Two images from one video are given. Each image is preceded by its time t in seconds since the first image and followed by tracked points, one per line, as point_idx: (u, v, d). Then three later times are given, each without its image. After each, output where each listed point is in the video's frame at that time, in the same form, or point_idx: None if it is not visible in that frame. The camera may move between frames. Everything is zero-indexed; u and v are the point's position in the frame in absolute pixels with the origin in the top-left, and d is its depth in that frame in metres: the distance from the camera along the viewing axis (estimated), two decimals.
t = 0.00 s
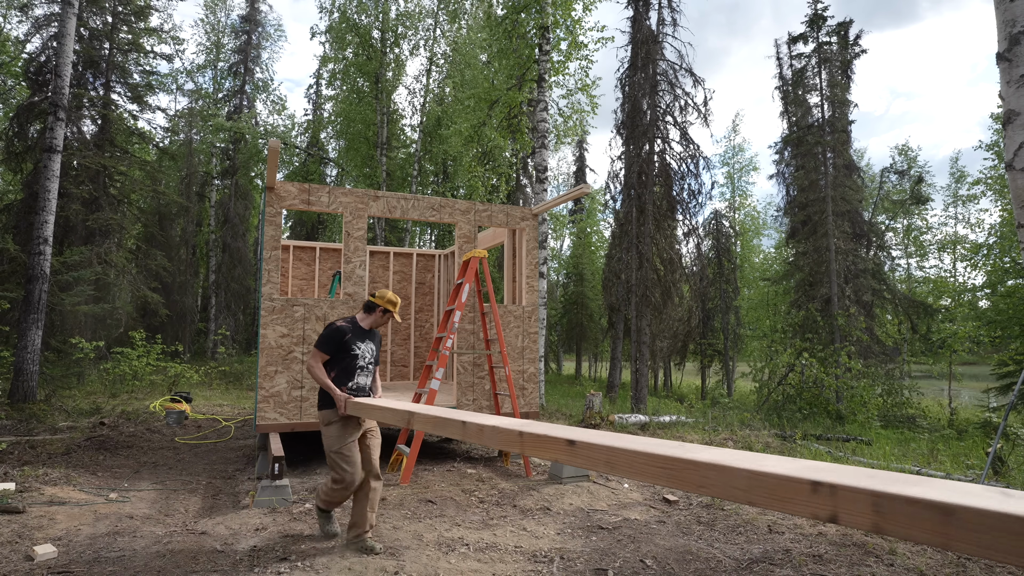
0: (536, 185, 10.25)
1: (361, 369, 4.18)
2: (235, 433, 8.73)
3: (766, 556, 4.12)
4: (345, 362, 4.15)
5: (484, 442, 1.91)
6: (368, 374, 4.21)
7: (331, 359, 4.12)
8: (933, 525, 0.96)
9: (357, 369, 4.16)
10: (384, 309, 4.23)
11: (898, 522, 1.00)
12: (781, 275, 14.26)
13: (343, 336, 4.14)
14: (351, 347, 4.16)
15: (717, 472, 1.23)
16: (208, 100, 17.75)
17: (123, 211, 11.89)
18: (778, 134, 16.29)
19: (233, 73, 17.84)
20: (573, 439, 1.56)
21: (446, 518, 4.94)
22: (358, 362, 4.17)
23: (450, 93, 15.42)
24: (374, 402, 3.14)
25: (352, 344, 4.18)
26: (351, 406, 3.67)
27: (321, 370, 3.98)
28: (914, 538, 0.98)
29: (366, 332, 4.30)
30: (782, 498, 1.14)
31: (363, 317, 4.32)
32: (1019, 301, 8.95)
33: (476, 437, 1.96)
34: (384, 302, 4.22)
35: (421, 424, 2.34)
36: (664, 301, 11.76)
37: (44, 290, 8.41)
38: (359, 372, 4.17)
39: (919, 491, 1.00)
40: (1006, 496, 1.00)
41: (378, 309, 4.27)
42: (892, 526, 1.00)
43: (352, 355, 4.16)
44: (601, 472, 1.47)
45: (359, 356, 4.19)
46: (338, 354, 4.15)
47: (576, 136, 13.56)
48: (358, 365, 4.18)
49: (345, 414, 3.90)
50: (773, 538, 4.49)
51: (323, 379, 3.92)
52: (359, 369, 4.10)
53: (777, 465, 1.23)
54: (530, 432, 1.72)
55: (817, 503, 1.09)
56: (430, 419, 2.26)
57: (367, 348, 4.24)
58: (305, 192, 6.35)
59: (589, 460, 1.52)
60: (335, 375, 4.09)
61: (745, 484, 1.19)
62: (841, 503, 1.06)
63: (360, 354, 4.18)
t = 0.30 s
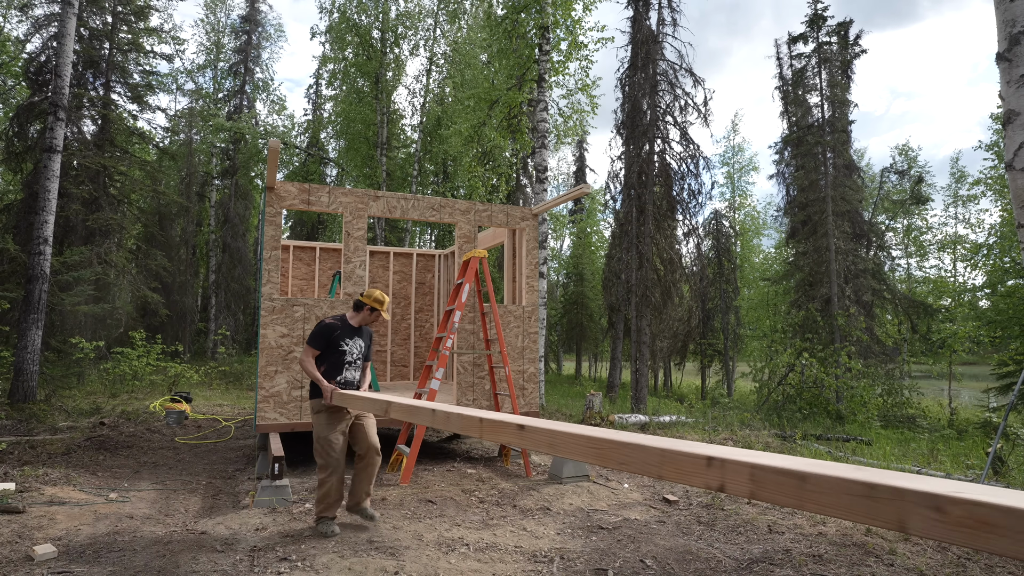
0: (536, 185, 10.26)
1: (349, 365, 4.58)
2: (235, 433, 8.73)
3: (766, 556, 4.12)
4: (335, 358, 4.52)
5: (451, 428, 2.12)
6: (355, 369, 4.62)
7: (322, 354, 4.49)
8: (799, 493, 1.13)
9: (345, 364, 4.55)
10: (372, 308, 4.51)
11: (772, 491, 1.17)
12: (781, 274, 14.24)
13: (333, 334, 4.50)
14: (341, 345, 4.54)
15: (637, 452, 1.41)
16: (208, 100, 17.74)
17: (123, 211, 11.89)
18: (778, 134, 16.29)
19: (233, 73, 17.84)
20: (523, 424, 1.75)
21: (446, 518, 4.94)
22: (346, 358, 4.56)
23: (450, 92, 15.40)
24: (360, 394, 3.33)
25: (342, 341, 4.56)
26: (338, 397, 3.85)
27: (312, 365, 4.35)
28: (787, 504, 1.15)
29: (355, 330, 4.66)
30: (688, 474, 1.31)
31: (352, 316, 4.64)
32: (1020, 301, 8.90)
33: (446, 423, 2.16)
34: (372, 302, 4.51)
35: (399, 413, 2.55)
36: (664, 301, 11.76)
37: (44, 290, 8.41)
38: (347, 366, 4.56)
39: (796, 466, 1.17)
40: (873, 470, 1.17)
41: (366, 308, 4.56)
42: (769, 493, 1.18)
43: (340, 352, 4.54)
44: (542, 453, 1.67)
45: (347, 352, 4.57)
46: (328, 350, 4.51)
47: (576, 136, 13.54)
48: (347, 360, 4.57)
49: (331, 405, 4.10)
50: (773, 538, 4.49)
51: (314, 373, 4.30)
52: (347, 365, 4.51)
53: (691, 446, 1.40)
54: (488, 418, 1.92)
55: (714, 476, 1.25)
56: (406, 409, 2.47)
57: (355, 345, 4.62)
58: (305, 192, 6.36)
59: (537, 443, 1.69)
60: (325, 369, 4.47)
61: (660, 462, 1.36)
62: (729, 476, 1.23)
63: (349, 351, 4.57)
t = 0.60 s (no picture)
0: (536, 185, 10.26)
1: (350, 365, 4.59)
2: (235, 433, 8.73)
3: (766, 556, 4.12)
4: (336, 359, 4.54)
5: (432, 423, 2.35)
6: (356, 369, 4.62)
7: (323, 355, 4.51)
8: (707, 474, 1.33)
9: (345, 365, 4.56)
10: (372, 312, 4.51)
11: (687, 472, 1.36)
12: (781, 274, 14.22)
13: (334, 335, 4.52)
14: (342, 346, 4.55)
15: (582, 440, 1.60)
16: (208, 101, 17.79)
17: (123, 211, 11.89)
18: (778, 134, 16.31)
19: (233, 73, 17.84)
20: (493, 418, 1.94)
21: (446, 518, 4.93)
22: (347, 359, 4.57)
23: (450, 92, 15.38)
24: (357, 392, 3.45)
25: (343, 343, 4.57)
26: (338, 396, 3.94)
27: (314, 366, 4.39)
28: (697, 484, 1.35)
29: (357, 332, 4.65)
30: (622, 460, 1.51)
31: (354, 318, 4.63)
32: (1019, 302, 8.82)
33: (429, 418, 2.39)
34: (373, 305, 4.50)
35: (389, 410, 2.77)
36: (664, 301, 11.76)
37: (44, 290, 8.40)
38: (348, 367, 4.56)
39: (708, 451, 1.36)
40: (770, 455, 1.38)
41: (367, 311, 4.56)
42: (685, 475, 1.37)
43: (341, 353, 4.55)
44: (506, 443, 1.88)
45: (348, 354, 4.58)
46: (330, 351, 4.53)
47: (576, 136, 13.54)
48: (348, 361, 4.58)
49: (331, 403, 4.18)
50: (773, 538, 4.49)
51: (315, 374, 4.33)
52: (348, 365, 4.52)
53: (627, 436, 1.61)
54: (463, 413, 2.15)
55: (642, 461, 1.45)
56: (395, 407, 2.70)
57: (356, 347, 4.62)
58: (305, 192, 6.35)
59: (501, 435, 1.88)
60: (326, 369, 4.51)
61: (599, 449, 1.56)
62: (654, 460, 1.42)
63: (349, 352, 4.57)
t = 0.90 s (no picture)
0: (536, 185, 10.25)
1: (348, 365, 4.59)
2: (235, 433, 8.73)
3: (766, 556, 4.12)
4: (334, 358, 4.53)
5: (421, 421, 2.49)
6: (353, 368, 4.63)
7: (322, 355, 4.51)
8: (652, 470, 1.46)
9: (344, 364, 4.56)
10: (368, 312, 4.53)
11: (637, 469, 1.49)
12: (781, 275, 14.21)
13: (332, 335, 4.52)
14: (340, 346, 4.54)
15: (549, 439, 1.73)
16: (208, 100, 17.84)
17: (123, 210, 11.88)
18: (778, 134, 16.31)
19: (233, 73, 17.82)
20: (475, 418, 2.07)
21: (446, 518, 4.94)
22: (345, 359, 4.57)
23: (450, 92, 15.37)
24: (357, 391, 3.48)
25: (340, 343, 4.56)
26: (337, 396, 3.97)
27: (314, 366, 4.38)
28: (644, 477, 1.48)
29: (353, 332, 4.65)
30: (583, 456, 1.65)
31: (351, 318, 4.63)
32: (1019, 301, 8.78)
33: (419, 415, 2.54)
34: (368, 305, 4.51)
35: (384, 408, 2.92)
36: (664, 301, 11.74)
37: (44, 290, 8.40)
38: (346, 366, 4.56)
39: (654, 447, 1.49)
40: (710, 451, 1.51)
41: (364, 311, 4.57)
42: (635, 471, 1.50)
43: (339, 352, 4.54)
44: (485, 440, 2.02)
45: (346, 353, 4.58)
46: (329, 351, 4.52)
47: (576, 136, 13.55)
48: (345, 361, 4.58)
49: (333, 403, 4.19)
50: (773, 538, 4.49)
51: (315, 374, 4.33)
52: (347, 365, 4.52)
53: (590, 433, 1.74)
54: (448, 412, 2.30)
55: (598, 458, 1.58)
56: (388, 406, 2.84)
57: (354, 347, 4.63)
58: (305, 192, 6.35)
59: (482, 433, 2.02)
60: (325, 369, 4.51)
61: (563, 446, 1.69)
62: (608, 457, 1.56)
63: (347, 352, 4.57)
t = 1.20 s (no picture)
0: (536, 185, 10.25)
1: (347, 365, 4.60)
2: (235, 433, 8.73)
3: (766, 556, 4.12)
4: (334, 359, 4.54)
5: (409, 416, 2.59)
6: (353, 368, 4.64)
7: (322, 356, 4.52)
8: (607, 462, 1.54)
9: (344, 364, 4.57)
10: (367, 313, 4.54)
11: (594, 461, 1.58)
12: (781, 275, 14.20)
13: (333, 336, 4.53)
14: (339, 347, 4.55)
15: (519, 433, 1.82)
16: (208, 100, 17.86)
17: (123, 210, 11.87)
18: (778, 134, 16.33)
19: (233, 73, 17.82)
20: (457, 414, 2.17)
21: (446, 518, 4.94)
22: (344, 359, 4.57)
23: (450, 92, 15.35)
24: (357, 389, 3.48)
25: (340, 344, 4.57)
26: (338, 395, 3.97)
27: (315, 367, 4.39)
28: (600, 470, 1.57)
29: (352, 333, 4.66)
30: (548, 449, 1.72)
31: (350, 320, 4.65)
32: (1019, 301, 8.74)
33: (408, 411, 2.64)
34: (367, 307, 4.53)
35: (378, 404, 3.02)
36: (664, 300, 11.73)
37: (44, 290, 8.40)
38: (345, 366, 4.57)
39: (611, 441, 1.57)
40: (667, 446, 1.58)
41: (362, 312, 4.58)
42: (593, 463, 1.59)
43: (339, 353, 4.55)
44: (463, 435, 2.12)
45: (345, 354, 4.58)
46: (329, 352, 4.53)
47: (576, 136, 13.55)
48: (345, 361, 4.58)
49: (335, 401, 4.20)
50: (773, 538, 4.48)
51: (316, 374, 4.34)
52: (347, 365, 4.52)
53: (558, 429, 1.82)
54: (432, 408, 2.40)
55: (562, 451, 1.66)
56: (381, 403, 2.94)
57: (353, 347, 4.63)
58: (305, 192, 6.35)
59: (463, 427, 2.12)
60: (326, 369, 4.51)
61: (532, 441, 1.77)
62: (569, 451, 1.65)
63: (347, 352, 4.58)
